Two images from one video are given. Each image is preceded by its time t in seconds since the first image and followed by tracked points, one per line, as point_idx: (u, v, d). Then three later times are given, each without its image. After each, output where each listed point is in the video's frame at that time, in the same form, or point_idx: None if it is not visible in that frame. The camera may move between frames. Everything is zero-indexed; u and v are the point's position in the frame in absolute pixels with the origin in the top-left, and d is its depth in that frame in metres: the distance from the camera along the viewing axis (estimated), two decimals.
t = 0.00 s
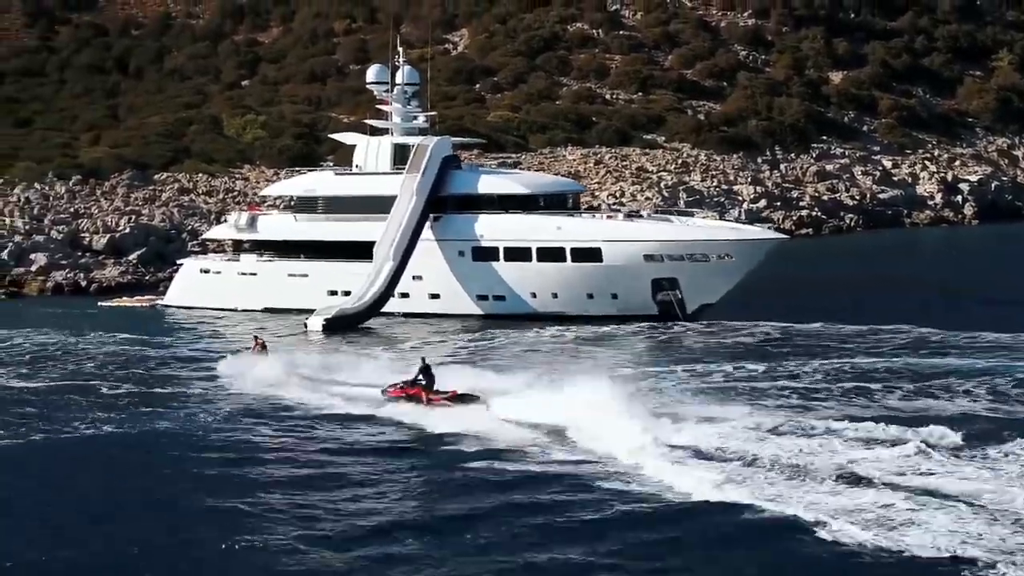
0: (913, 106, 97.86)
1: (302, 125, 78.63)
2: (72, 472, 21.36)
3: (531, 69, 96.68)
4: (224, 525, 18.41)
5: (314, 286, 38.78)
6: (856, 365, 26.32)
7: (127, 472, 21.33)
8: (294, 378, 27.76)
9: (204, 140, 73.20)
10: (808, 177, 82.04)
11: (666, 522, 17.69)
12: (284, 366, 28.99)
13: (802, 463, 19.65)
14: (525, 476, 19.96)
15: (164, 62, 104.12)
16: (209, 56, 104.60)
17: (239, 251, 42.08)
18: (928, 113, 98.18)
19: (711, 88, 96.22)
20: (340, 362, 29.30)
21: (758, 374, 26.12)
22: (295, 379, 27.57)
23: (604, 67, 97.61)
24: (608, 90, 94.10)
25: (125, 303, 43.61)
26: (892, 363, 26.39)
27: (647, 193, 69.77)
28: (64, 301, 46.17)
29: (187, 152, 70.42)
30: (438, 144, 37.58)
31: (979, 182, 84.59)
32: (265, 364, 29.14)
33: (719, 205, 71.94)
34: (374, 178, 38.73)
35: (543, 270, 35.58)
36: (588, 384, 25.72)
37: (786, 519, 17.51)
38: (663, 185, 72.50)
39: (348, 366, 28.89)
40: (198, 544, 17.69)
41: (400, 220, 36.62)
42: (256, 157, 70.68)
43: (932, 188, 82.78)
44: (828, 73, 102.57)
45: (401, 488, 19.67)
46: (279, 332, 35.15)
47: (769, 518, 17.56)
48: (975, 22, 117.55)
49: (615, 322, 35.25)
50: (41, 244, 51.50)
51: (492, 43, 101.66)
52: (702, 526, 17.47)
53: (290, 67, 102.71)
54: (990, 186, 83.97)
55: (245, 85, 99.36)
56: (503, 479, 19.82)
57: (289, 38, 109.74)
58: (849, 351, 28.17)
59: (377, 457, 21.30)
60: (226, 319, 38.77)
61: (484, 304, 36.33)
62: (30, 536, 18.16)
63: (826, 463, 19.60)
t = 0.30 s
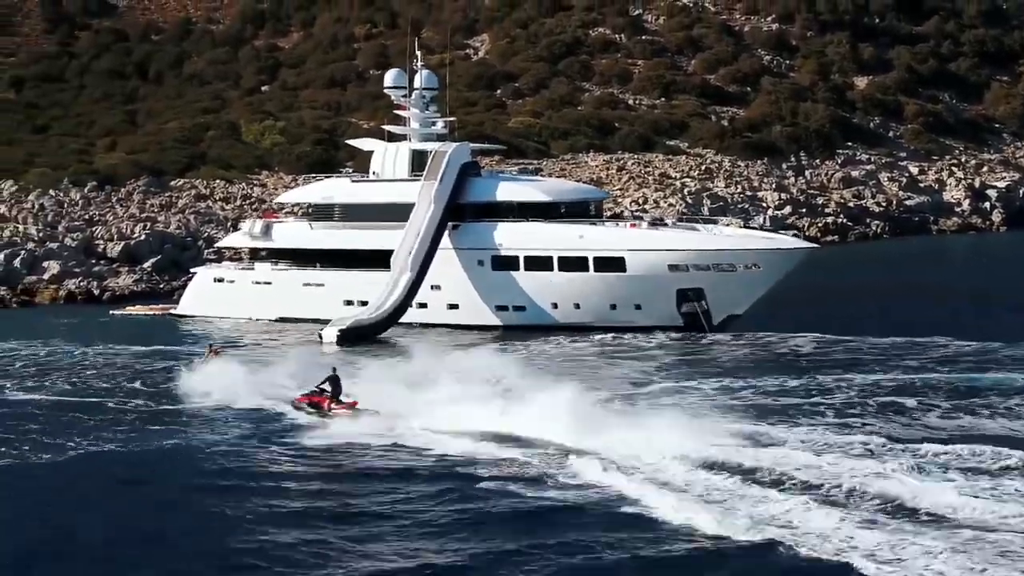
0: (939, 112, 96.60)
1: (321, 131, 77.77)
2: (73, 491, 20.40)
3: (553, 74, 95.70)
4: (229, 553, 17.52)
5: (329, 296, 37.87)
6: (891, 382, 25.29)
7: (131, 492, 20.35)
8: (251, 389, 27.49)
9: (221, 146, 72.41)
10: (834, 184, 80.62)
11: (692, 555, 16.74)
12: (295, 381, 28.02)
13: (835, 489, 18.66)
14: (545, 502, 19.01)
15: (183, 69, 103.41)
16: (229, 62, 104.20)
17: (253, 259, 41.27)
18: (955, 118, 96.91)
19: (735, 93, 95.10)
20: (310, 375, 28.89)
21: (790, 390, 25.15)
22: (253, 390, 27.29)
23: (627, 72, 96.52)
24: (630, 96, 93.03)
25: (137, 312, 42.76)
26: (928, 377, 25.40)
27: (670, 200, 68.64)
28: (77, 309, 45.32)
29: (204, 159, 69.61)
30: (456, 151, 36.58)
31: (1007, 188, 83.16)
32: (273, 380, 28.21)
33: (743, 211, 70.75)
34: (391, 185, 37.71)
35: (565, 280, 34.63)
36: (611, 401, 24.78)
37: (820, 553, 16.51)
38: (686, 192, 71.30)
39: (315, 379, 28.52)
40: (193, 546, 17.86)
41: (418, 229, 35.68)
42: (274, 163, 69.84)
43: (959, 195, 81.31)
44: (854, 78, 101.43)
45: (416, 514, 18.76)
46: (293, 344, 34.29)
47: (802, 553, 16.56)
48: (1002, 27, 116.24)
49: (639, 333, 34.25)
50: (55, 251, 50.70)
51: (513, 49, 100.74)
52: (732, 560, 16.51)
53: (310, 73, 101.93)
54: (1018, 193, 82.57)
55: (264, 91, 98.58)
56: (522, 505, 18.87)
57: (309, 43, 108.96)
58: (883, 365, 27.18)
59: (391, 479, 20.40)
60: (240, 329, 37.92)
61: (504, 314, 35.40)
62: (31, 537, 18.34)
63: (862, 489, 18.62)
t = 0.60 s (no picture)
0: (959, 113, 95.58)
1: (334, 133, 77.01)
2: (60, 503, 19.76)
3: (569, 76, 94.83)
4: None
5: (338, 301, 37.09)
6: (916, 391, 24.45)
7: (125, 505, 19.57)
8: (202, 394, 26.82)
9: (233, 149, 71.70)
10: (853, 186, 79.48)
11: None
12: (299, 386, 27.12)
13: (861, 508, 17.83)
14: (558, 520, 18.21)
15: (198, 71, 102.80)
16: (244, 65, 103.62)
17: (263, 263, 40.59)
18: (975, 120, 95.87)
19: (752, 94, 94.16)
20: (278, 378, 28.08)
21: (811, 399, 24.34)
22: (205, 394, 26.59)
23: (643, 74, 95.58)
24: (647, 98, 92.14)
25: (143, 318, 42.08)
26: (955, 386, 24.57)
27: (687, 203, 67.75)
28: (84, 314, 44.59)
29: (216, 161, 68.94)
30: (468, 153, 35.75)
31: None
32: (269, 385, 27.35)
33: (761, 214, 69.80)
34: (402, 188, 36.87)
35: (579, 285, 33.81)
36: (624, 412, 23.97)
37: None
38: (703, 195, 70.32)
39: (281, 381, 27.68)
40: (182, 557, 17.45)
41: (428, 233, 34.89)
42: (286, 165, 69.05)
43: (980, 198, 80.17)
44: (872, 80, 100.46)
45: (422, 532, 17.98)
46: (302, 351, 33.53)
47: None
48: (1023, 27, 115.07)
49: (654, 340, 33.43)
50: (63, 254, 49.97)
51: (529, 50, 99.89)
52: None
53: (324, 75, 101.20)
54: None
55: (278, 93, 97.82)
56: (534, 523, 18.08)
57: (325, 45, 108.26)
58: (907, 374, 26.34)
59: (396, 494, 19.61)
60: (247, 334, 37.21)
61: (517, 320, 34.60)
62: (19, 540, 18.18)
63: (886, 506, 17.84)
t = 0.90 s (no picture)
0: (982, 113, 94.40)
1: (349, 133, 76.16)
2: (40, 513, 18.99)
3: (586, 75, 93.87)
4: None
5: (345, 304, 36.22)
6: (941, 400, 23.46)
7: (112, 515, 18.74)
8: (165, 397, 25.94)
9: (247, 148, 70.94)
10: (874, 187, 78.27)
11: None
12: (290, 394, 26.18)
13: (885, 528, 16.85)
14: (565, 535, 17.29)
15: (214, 70, 102.13)
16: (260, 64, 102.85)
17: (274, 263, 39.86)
18: (998, 120, 94.68)
19: (772, 94, 93.10)
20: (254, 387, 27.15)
21: (832, 408, 23.40)
22: (170, 398, 25.71)
23: (662, 73, 94.51)
24: (665, 97, 91.16)
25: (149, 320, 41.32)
26: (982, 395, 23.60)
27: (706, 203, 66.73)
28: (90, 317, 43.82)
29: (229, 161, 68.15)
30: (479, 151, 34.81)
31: None
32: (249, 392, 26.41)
33: (781, 214, 68.72)
34: (410, 187, 35.92)
35: (592, 288, 32.87)
36: (636, 422, 23.05)
37: None
38: (721, 195, 69.29)
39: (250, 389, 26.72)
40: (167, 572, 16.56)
41: (438, 234, 33.98)
42: (299, 165, 68.20)
43: (1003, 199, 78.96)
44: (894, 79, 99.35)
45: (420, 549, 17.07)
46: (305, 355, 32.63)
47: None
48: None
49: (669, 344, 32.46)
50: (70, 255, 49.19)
51: (547, 49, 99.01)
52: None
53: (340, 74, 100.39)
54: None
55: (294, 92, 97.05)
56: (539, 541, 17.15)
57: (341, 44, 107.45)
58: (932, 382, 25.36)
59: (395, 506, 18.70)
60: (253, 338, 36.42)
61: (528, 323, 33.68)
62: None
63: (907, 524, 16.94)
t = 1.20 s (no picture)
0: (1005, 112, 93.16)
1: (362, 132, 75.23)
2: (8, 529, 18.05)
3: (604, 74, 92.84)
4: None
5: (351, 307, 35.30)
6: (965, 412, 22.48)
7: (88, 533, 17.81)
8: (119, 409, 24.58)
9: (260, 148, 70.10)
10: (895, 187, 77.07)
11: None
12: (277, 408, 25.14)
13: (906, 555, 15.87)
14: (564, 560, 16.33)
15: (230, 70, 101.32)
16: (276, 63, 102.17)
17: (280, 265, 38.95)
18: (1022, 119, 93.41)
19: (791, 93, 91.97)
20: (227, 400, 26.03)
21: (850, 419, 22.39)
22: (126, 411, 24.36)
23: (681, 71, 93.42)
24: (684, 96, 90.11)
25: (152, 322, 40.47)
26: (1008, 407, 22.61)
27: (725, 203, 65.68)
28: (93, 319, 42.96)
29: (241, 160, 67.33)
30: (488, 150, 33.79)
31: None
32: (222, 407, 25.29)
33: (801, 215, 67.58)
34: (417, 186, 34.97)
35: (602, 291, 31.90)
36: (645, 433, 22.06)
37: None
38: (740, 196, 68.25)
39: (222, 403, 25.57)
40: None
41: (445, 236, 33.02)
42: (311, 164, 67.32)
43: None
44: (915, 77, 98.18)
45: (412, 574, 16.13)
46: (306, 361, 31.66)
47: None
48: None
49: (680, 350, 31.47)
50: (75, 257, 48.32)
51: (564, 47, 98.02)
52: None
53: (356, 73, 99.47)
54: None
55: (309, 91, 96.14)
56: (536, 566, 16.22)
57: (357, 43, 106.54)
58: (956, 391, 24.37)
59: (387, 525, 17.74)
60: (256, 343, 35.51)
61: (537, 328, 32.73)
62: None
63: (928, 552, 15.94)
